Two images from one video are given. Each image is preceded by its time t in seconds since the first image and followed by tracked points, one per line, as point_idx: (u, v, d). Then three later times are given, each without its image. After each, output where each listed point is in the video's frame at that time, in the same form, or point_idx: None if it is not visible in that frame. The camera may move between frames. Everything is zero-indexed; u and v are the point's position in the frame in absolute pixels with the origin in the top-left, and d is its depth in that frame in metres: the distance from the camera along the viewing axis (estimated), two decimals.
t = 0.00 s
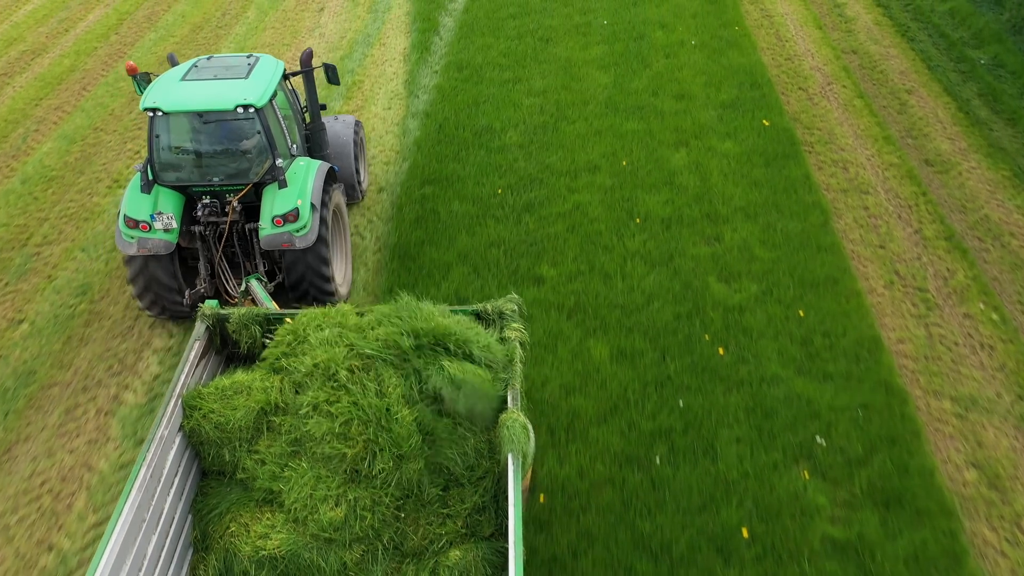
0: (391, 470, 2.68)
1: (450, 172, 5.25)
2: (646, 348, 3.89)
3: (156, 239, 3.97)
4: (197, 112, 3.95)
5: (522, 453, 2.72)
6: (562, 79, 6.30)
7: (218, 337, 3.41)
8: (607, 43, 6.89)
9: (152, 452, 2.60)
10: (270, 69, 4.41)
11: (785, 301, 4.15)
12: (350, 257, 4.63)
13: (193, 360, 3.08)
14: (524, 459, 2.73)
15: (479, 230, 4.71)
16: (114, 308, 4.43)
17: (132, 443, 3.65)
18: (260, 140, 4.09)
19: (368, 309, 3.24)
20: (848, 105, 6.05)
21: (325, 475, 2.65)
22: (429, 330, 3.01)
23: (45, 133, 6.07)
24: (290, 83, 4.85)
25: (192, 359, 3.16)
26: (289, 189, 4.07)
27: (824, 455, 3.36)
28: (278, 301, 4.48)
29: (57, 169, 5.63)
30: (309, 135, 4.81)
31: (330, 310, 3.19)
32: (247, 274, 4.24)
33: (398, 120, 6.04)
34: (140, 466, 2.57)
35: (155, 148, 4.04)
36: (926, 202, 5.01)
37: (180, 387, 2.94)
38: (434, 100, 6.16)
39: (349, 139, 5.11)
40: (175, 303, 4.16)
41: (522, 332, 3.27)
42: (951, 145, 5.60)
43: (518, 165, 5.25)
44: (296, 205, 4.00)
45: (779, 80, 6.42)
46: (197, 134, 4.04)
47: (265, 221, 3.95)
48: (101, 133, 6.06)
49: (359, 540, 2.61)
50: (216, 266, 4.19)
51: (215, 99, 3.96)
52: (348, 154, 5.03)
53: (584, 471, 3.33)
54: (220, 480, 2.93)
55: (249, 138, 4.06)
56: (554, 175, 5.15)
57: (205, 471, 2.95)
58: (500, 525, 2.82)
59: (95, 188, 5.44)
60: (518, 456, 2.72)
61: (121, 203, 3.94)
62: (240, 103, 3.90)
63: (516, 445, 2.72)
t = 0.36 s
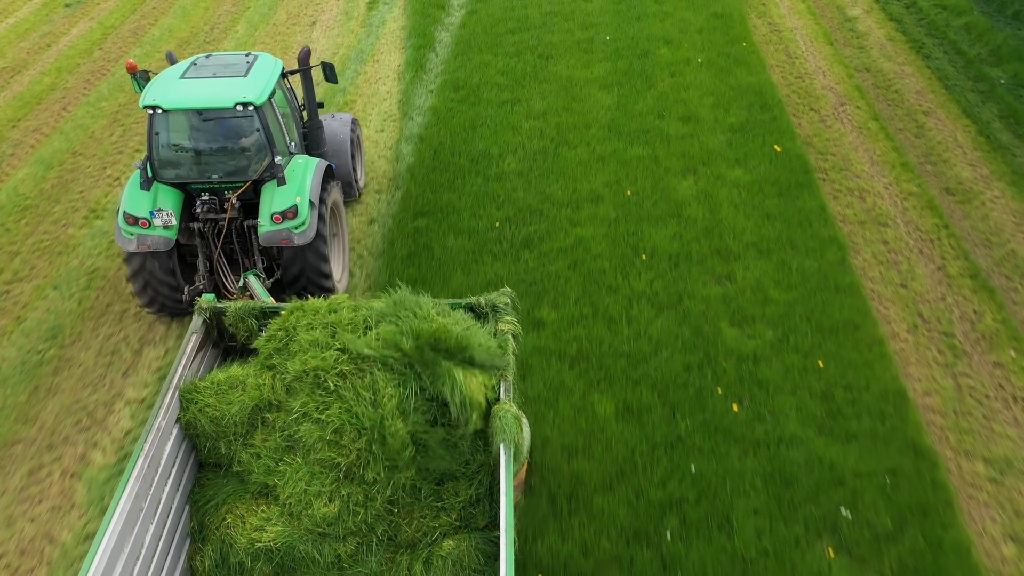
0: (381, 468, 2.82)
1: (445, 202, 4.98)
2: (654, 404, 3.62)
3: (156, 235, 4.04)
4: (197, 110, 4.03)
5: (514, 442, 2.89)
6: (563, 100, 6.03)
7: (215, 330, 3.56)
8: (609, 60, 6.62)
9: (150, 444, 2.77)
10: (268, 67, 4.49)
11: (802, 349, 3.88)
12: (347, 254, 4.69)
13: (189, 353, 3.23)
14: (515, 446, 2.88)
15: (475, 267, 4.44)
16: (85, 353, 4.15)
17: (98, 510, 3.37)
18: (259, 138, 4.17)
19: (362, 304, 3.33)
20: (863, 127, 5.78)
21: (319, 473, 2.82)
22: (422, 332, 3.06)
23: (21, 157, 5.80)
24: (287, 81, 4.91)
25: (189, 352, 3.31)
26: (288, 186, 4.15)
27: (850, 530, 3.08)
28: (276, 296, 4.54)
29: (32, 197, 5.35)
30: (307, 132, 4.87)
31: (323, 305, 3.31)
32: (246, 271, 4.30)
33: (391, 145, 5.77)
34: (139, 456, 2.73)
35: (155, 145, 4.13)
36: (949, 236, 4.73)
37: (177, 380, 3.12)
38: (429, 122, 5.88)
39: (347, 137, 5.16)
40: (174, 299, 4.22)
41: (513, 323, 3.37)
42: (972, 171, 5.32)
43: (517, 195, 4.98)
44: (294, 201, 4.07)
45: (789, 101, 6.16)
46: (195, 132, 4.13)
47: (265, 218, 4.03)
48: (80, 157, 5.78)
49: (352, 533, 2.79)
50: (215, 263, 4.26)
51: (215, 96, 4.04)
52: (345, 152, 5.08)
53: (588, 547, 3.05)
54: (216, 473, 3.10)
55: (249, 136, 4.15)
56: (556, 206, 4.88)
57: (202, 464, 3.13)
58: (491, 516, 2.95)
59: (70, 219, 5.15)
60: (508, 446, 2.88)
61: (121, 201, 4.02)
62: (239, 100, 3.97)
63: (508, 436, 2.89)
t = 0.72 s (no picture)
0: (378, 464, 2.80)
1: (440, 236, 4.70)
2: (665, 469, 3.33)
3: (153, 234, 4.03)
4: (194, 108, 4.02)
5: (509, 436, 2.86)
6: (565, 123, 5.75)
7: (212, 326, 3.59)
8: (612, 79, 6.34)
9: (148, 435, 2.76)
10: (264, 65, 4.48)
11: (824, 405, 3.60)
12: (345, 251, 4.69)
13: (187, 347, 3.26)
14: (510, 439, 2.82)
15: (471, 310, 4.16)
16: (52, 407, 3.85)
17: None
18: (256, 136, 4.17)
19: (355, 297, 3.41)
20: (880, 153, 5.50)
21: (316, 465, 2.82)
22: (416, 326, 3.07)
23: None
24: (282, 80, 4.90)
25: (186, 346, 3.31)
26: (284, 184, 4.17)
27: None
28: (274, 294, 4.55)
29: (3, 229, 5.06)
30: (303, 131, 4.88)
31: (316, 298, 3.40)
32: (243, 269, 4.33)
33: (384, 171, 5.49)
34: (137, 447, 2.73)
35: (152, 144, 4.11)
36: (975, 274, 4.45)
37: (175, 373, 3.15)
38: (423, 147, 5.60)
39: (342, 136, 5.17)
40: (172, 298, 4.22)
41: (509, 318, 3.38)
42: (997, 202, 5.04)
43: (516, 228, 4.70)
44: (291, 199, 4.09)
45: (801, 123, 5.88)
46: (193, 131, 4.12)
47: (261, 216, 4.05)
48: (56, 185, 5.49)
49: (349, 526, 2.78)
50: (213, 261, 4.27)
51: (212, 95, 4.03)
52: (342, 150, 5.08)
53: None
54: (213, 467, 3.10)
55: (246, 134, 4.15)
56: (557, 242, 4.60)
57: (199, 457, 3.14)
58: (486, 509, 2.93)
59: (43, 253, 4.86)
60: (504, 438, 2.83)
61: (118, 199, 3.99)
62: (237, 99, 3.97)
63: (502, 429, 2.85)
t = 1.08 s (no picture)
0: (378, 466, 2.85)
1: (435, 275, 4.41)
2: (678, 547, 3.04)
3: (151, 232, 4.05)
4: (193, 106, 4.03)
5: (506, 427, 2.91)
6: (568, 148, 5.46)
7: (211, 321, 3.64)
8: (617, 100, 6.05)
9: (147, 429, 2.78)
10: (262, 64, 4.51)
11: (850, 472, 3.31)
12: (342, 251, 4.72)
13: (186, 341, 3.30)
14: (506, 432, 2.88)
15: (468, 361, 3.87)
16: (13, 471, 3.56)
17: None
18: (253, 135, 4.20)
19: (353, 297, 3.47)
20: (899, 182, 5.22)
21: (312, 459, 2.84)
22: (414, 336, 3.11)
23: None
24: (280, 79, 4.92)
25: (184, 341, 3.34)
26: (281, 183, 4.19)
27: None
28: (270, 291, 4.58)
29: None
30: (300, 130, 4.89)
31: (313, 297, 3.46)
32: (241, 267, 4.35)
33: (377, 201, 5.21)
34: (136, 441, 2.75)
35: (150, 142, 4.14)
36: (1007, 319, 4.17)
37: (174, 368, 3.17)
38: (418, 175, 5.31)
39: (340, 134, 5.18)
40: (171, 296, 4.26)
41: (504, 314, 3.41)
42: None
43: (516, 267, 4.41)
44: (288, 197, 4.10)
45: (815, 148, 5.60)
46: (191, 130, 4.14)
47: (259, 215, 4.07)
48: (30, 215, 5.20)
49: (347, 519, 2.80)
50: (211, 259, 4.28)
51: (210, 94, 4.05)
52: (339, 149, 5.10)
53: None
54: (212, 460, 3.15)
55: (243, 133, 4.18)
56: (559, 283, 4.31)
57: (198, 451, 3.18)
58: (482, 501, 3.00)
59: (12, 292, 4.57)
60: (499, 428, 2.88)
61: (116, 197, 4.00)
62: (235, 98, 4.00)
63: (499, 421, 2.91)
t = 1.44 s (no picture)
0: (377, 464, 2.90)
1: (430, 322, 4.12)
2: None
3: (149, 231, 4.07)
4: (191, 106, 4.03)
5: (503, 423, 2.90)
6: (572, 178, 5.18)
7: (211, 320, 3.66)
8: (622, 124, 5.76)
9: (147, 427, 2.82)
10: (260, 64, 4.50)
11: (885, 554, 3.01)
12: (340, 249, 4.77)
13: (185, 339, 3.32)
14: (504, 427, 2.87)
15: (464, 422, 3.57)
16: None
17: None
18: (251, 134, 4.20)
19: (353, 297, 3.54)
20: (923, 215, 4.92)
21: (311, 457, 2.91)
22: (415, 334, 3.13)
23: None
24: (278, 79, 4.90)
25: (184, 339, 3.37)
26: (279, 182, 4.21)
27: None
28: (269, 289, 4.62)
29: None
30: (298, 129, 4.90)
31: (313, 298, 3.54)
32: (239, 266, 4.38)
33: (370, 236, 4.93)
34: (135, 438, 2.78)
35: (149, 141, 4.14)
36: None
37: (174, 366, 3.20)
38: (413, 207, 5.01)
39: (337, 134, 5.19)
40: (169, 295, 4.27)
41: (503, 312, 3.40)
42: None
43: (517, 313, 4.12)
44: (286, 197, 4.11)
45: (832, 177, 5.31)
46: (188, 130, 4.15)
47: (257, 214, 4.08)
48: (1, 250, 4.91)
49: (347, 517, 2.86)
50: (209, 258, 4.31)
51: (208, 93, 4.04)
52: (336, 149, 5.11)
53: None
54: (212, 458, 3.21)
55: (241, 133, 4.18)
56: (563, 331, 4.02)
57: (197, 449, 3.22)
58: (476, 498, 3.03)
59: None
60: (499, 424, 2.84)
61: (115, 196, 4.01)
62: (233, 98, 3.99)
63: (497, 417, 2.90)
